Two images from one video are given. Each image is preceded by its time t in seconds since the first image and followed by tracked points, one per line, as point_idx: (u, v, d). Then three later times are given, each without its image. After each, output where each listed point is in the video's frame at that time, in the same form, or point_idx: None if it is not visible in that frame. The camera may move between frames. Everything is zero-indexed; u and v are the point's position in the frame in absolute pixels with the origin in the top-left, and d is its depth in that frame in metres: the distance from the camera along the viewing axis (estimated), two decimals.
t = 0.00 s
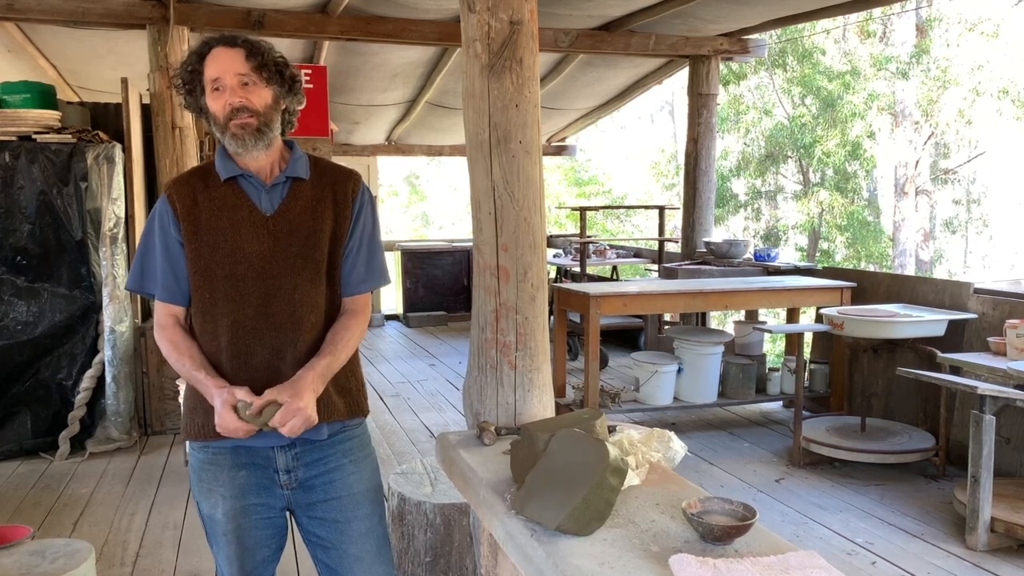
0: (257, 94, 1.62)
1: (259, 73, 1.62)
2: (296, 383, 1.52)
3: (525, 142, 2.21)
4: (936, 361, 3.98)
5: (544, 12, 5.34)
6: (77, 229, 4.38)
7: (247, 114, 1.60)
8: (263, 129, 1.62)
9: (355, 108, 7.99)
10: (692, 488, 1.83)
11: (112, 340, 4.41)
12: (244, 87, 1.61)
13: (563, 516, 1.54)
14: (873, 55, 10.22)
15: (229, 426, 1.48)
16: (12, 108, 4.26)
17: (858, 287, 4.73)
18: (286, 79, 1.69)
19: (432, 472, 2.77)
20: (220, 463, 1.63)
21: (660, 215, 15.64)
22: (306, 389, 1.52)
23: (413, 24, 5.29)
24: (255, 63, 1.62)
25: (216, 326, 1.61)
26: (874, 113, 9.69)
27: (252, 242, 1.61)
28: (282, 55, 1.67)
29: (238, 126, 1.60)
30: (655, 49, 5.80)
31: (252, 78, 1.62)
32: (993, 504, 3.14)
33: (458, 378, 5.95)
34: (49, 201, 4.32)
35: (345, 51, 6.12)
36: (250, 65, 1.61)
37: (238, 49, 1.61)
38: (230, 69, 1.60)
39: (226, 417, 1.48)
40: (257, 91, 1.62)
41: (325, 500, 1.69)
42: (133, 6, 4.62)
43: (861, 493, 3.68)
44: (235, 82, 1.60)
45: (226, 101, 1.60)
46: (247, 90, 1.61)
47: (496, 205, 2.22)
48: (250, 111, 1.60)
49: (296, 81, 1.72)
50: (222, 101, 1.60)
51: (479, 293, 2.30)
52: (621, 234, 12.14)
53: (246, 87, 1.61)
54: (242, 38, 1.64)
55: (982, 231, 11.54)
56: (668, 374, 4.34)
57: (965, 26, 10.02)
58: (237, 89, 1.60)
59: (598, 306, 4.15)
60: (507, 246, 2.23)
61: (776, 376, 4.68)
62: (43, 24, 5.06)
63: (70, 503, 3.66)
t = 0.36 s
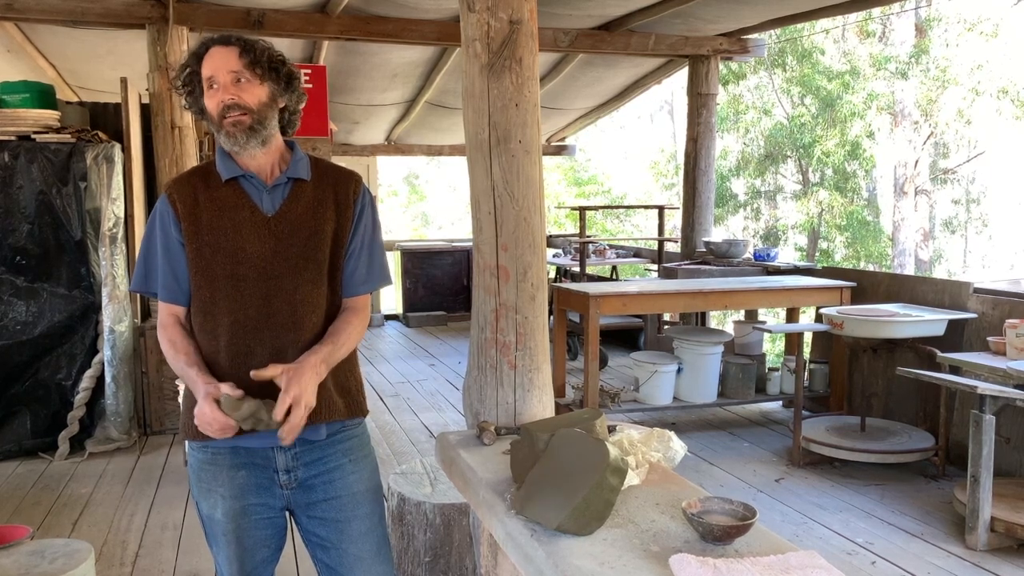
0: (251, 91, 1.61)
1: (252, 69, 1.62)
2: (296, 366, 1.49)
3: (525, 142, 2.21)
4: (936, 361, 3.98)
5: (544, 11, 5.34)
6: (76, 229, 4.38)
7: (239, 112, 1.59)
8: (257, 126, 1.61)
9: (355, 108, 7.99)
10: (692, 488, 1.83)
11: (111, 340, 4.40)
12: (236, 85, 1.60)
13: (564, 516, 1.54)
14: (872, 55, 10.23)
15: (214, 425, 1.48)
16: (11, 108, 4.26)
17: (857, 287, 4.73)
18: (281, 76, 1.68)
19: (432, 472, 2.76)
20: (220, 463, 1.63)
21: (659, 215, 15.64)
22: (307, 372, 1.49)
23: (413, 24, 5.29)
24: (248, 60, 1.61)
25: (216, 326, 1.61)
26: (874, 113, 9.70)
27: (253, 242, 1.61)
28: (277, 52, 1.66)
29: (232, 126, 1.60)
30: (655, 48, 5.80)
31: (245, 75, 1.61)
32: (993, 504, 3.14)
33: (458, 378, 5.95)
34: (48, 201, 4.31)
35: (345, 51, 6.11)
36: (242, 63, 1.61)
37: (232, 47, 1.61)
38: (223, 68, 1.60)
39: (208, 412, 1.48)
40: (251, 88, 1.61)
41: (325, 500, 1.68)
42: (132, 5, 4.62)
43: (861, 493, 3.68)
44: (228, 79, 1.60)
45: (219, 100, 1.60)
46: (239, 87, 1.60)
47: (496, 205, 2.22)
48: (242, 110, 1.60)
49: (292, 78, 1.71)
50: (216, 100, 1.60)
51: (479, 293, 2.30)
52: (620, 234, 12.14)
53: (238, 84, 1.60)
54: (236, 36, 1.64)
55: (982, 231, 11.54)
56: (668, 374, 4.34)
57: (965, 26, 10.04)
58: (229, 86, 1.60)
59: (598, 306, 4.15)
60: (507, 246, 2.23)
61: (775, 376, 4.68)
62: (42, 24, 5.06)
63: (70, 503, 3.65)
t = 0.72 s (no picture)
0: (245, 92, 1.61)
1: (246, 70, 1.61)
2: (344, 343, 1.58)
3: (525, 141, 2.21)
4: (936, 360, 3.97)
5: (543, 11, 5.33)
6: (76, 229, 4.37)
7: (234, 113, 1.59)
8: (253, 128, 1.61)
9: (354, 107, 7.98)
10: (692, 487, 1.83)
11: (111, 339, 4.40)
12: (230, 86, 1.60)
13: (564, 516, 1.54)
14: (872, 54, 10.24)
15: (190, 383, 1.42)
16: (10, 108, 4.25)
17: (857, 286, 4.72)
18: (276, 75, 1.67)
19: (431, 471, 2.76)
20: (218, 462, 1.62)
21: (659, 215, 15.64)
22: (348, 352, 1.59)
23: (413, 23, 5.29)
24: (242, 60, 1.61)
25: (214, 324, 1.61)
26: (874, 112, 9.70)
27: (250, 241, 1.60)
28: (272, 51, 1.66)
29: (227, 127, 1.60)
30: (655, 48, 5.79)
31: (239, 76, 1.61)
32: (993, 504, 3.14)
33: (458, 378, 5.94)
34: (47, 200, 4.31)
35: (344, 51, 6.11)
36: (236, 64, 1.60)
37: (226, 48, 1.61)
38: (217, 69, 1.60)
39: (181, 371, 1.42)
40: (245, 89, 1.61)
41: (324, 500, 1.68)
42: (132, 5, 4.61)
43: (861, 493, 3.67)
44: (222, 81, 1.60)
45: (214, 102, 1.60)
46: (234, 88, 1.60)
47: (495, 204, 2.21)
48: (237, 111, 1.60)
49: (287, 77, 1.71)
50: (211, 102, 1.60)
51: (479, 292, 2.30)
52: (620, 234, 12.14)
53: (233, 85, 1.60)
54: (230, 37, 1.63)
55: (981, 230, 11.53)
56: (667, 374, 4.34)
57: (965, 26, 10.06)
58: (224, 87, 1.60)
59: (598, 305, 4.15)
60: (507, 246, 2.23)
61: (775, 375, 4.67)
62: (41, 24, 5.06)
63: (69, 503, 3.65)
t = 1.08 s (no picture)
0: (244, 95, 1.61)
1: (245, 73, 1.61)
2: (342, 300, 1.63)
3: (524, 141, 2.21)
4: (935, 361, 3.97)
5: (543, 12, 5.33)
6: (75, 229, 4.37)
7: (232, 116, 1.59)
8: (252, 130, 1.61)
9: (354, 108, 7.98)
10: (692, 488, 1.83)
11: (110, 340, 4.40)
12: (229, 90, 1.60)
13: (564, 516, 1.54)
14: (872, 54, 10.24)
15: (224, 384, 1.42)
16: (10, 108, 4.25)
17: (857, 287, 4.73)
18: (274, 77, 1.67)
19: (432, 472, 2.76)
20: (221, 462, 1.62)
21: (659, 215, 15.64)
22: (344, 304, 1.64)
23: (413, 24, 5.28)
24: (241, 63, 1.61)
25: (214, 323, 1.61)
26: (874, 113, 9.70)
27: (249, 239, 1.60)
28: (269, 53, 1.65)
29: (226, 130, 1.60)
30: (655, 48, 5.79)
31: (238, 79, 1.61)
32: (993, 504, 3.14)
33: (458, 378, 5.94)
34: (47, 201, 4.30)
35: (344, 51, 6.11)
36: (235, 67, 1.60)
37: (224, 50, 1.60)
38: (215, 73, 1.59)
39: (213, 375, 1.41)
40: (244, 92, 1.61)
41: (326, 499, 1.68)
42: (132, 5, 4.61)
43: (861, 493, 3.68)
44: (221, 84, 1.60)
45: (213, 105, 1.59)
46: (233, 91, 1.60)
47: (495, 205, 2.21)
48: (236, 114, 1.60)
49: (285, 77, 1.70)
50: (209, 105, 1.60)
51: (478, 292, 2.30)
52: (620, 234, 12.14)
53: (232, 88, 1.60)
54: (228, 38, 1.63)
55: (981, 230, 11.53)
56: (667, 374, 4.34)
57: (964, 26, 10.06)
58: (223, 90, 1.59)
59: (598, 306, 4.15)
60: (507, 246, 2.23)
61: (775, 376, 4.67)
62: (40, 24, 5.06)
63: (69, 503, 3.65)
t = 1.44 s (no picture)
0: (243, 94, 1.61)
1: (244, 71, 1.62)
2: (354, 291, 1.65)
3: (525, 141, 2.21)
4: (935, 360, 3.97)
5: (543, 11, 5.33)
6: (75, 229, 4.37)
7: (231, 115, 1.59)
8: (251, 129, 1.61)
9: (354, 107, 7.98)
10: (692, 487, 1.83)
11: (110, 340, 4.40)
12: (228, 88, 1.60)
13: (564, 516, 1.54)
14: (871, 54, 10.25)
15: (225, 384, 1.48)
16: (10, 107, 4.25)
17: (857, 286, 4.73)
18: (272, 76, 1.68)
19: (431, 472, 2.76)
20: (221, 461, 1.62)
21: (659, 215, 15.64)
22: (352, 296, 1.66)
23: (413, 23, 5.28)
24: (240, 62, 1.61)
25: (214, 326, 1.61)
26: (873, 112, 9.72)
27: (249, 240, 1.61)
28: (268, 52, 1.66)
29: (226, 130, 1.59)
30: (654, 48, 5.79)
31: (237, 78, 1.61)
32: (993, 504, 3.14)
33: (458, 378, 5.94)
34: (47, 200, 4.30)
35: (344, 51, 6.11)
36: (233, 65, 1.60)
37: (222, 49, 1.61)
38: (214, 72, 1.59)
39: (215, 372, 1.48)
40: (243, 91, 1.61)
41: (326, 498, 1.68)
42: (132, 5, 4.61)
43: (860, 493, 3.68)
44: (220, 82, 1.60)
45: (211, 104, 1.59)
46: (232, 90, 1.60)
47: (496, 204, 2.21)
48: (235, 113, 1.60)
49: (283, 77, 1.71)
50: (208, 104, 1.60)
51: (479, 292, 2.30)
52: (620, 233, 12.14)
53: (230, 87, 1.60)
54: (226, 38, 1.64)
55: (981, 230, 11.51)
56: (667, 374, 4.34)
57: (964, 26, 10.06)
58: (222, 89, 1.60)
59: (598, 305, 4.15)
60: (507, 246, 2.23)
61: (775, 376, 4.68)
62: (39, 24, 5.06)
63: (69, 503, 3.65)
